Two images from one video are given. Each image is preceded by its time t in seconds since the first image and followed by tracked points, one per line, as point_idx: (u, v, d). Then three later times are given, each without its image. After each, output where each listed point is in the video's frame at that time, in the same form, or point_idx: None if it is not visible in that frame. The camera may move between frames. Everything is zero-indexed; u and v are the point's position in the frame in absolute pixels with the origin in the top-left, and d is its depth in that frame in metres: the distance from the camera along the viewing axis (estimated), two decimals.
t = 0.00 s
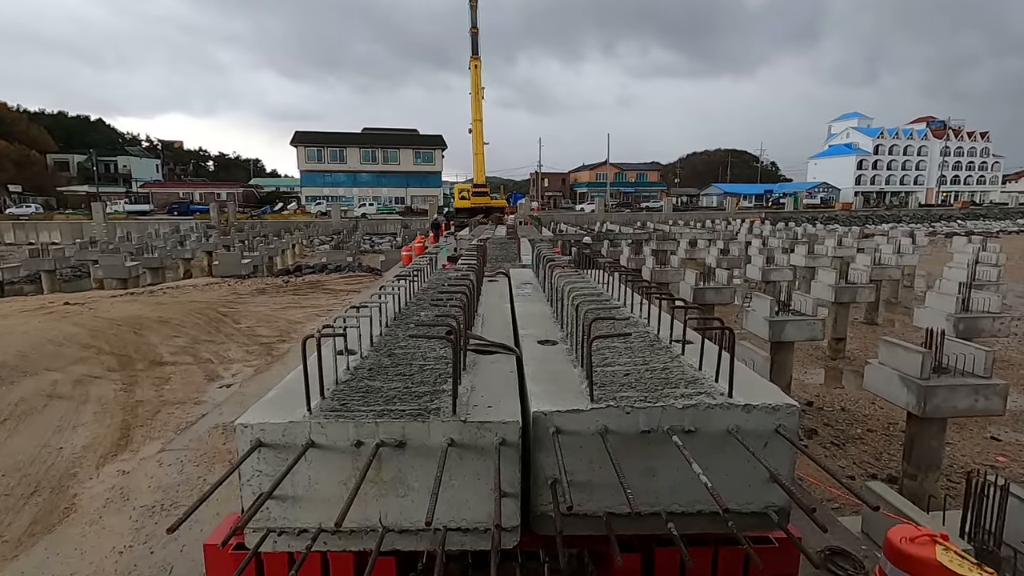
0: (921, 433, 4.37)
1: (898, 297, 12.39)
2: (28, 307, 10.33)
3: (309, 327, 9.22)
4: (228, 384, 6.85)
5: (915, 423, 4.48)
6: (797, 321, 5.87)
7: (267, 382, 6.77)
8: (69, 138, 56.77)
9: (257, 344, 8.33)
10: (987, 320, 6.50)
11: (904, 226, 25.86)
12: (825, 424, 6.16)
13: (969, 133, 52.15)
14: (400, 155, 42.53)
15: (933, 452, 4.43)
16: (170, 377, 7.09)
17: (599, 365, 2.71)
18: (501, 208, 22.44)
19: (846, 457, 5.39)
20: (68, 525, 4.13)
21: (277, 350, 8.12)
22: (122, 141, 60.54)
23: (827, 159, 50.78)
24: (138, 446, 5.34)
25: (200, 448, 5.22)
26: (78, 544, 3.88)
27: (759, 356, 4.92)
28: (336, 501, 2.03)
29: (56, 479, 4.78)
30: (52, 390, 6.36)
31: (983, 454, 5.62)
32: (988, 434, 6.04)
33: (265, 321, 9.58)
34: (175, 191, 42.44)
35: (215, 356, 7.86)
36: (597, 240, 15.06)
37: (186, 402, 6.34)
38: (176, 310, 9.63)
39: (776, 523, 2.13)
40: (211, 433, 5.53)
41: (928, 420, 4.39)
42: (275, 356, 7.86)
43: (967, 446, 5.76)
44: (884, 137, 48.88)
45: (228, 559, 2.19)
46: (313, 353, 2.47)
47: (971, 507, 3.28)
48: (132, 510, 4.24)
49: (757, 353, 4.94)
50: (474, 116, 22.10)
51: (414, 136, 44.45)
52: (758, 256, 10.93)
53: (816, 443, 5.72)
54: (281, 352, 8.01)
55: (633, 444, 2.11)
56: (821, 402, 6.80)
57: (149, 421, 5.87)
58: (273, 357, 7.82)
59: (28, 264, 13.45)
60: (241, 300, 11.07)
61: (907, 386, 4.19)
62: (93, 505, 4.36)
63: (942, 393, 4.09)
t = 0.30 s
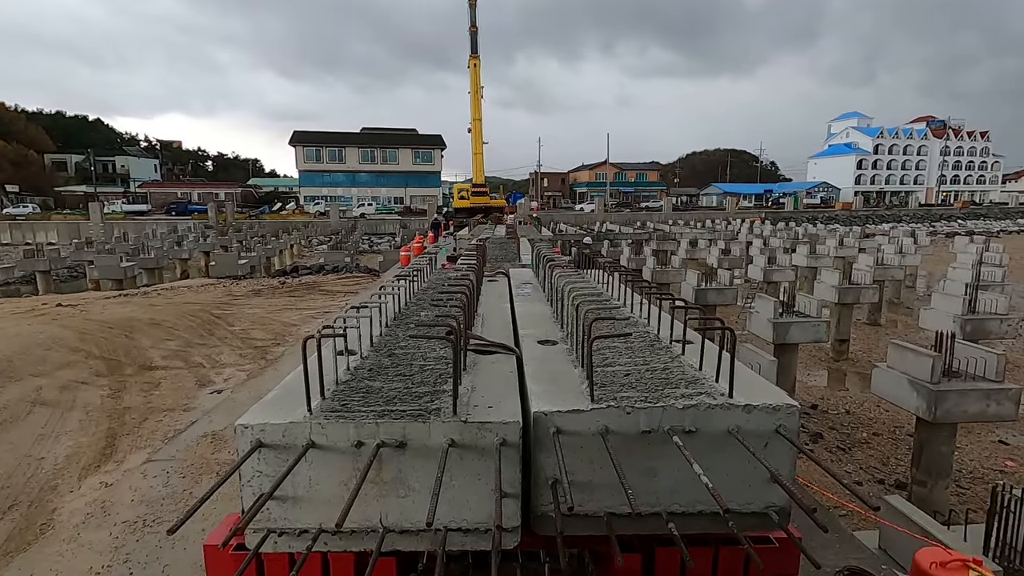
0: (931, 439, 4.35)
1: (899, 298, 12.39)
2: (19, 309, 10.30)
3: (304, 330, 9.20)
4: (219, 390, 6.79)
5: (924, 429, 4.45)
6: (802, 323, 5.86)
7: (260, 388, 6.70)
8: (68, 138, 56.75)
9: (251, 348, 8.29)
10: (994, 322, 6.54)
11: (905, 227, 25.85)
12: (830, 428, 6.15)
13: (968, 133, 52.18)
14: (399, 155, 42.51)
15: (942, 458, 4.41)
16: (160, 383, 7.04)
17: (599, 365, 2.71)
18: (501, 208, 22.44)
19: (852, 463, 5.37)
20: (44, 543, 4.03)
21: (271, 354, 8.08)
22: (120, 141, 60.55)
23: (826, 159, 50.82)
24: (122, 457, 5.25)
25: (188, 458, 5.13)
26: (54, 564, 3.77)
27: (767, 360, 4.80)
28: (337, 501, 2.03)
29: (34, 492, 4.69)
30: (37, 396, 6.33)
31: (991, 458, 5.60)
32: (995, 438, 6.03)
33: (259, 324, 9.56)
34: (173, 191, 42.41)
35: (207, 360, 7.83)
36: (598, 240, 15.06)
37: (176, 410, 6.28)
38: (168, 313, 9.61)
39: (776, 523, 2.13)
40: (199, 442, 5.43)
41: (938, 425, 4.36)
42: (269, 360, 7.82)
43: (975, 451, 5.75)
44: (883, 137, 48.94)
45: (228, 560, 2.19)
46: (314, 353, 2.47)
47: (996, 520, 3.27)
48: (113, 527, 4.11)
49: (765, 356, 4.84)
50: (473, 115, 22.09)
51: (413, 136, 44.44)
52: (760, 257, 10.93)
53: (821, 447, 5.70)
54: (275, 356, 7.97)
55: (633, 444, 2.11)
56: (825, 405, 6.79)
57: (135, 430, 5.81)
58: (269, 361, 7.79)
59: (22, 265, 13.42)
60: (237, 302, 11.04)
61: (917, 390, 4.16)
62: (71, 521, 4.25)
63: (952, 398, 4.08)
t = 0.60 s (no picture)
0: (942, 445, 4.33)
1: (901, 299, 12.40)
2: (11, 310, 10.24)
3: (300, 333, 9.17)
4: (211, 395, 6.70)
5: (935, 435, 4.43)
6: (807, 326, 5.87)
7: (253, 394, 6.62)
8: (66, 138, 56.76)
9: (245, 352, 8.24)
10: (1003, 325, 6.50)
11: (905, 228, 25.85)
12: (836, 432, 6.15)
13: (969, 133, 52.19)
14: (398, 155, 42.50)
15: (954, 465, 4.37)
16: (149, 388, 6.96)
17: (599, 365, 2.72)
18: (501, 208, 22.44)
19: (860, 469, 5.35)
20: (18, 561, 3.85)
21: (265, 357, 8.03)
22: (119, 141, 60.50)
23: (826, 159, 50.84)
24: (107, 467, 5.09)
25: (175, 469, 4.95)
26: None
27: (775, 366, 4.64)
28: (337, 502, 2.03)
29: (13, 506, 4.55)
30: (23, 402, 6.20)
31: (1001, 464, 5.59)
32: (1003, 443, 6.04)
33: (254, 326, 9.52)
34: (172, 191, 42.36)
35: (199, 364, 7.78)
36: (599, 240, 15.04)
37: (165, 416, 6.17)
38: (161, 315, 9.57)
39: (776, 523, 2.14)
40: (187, 451, 5.28)
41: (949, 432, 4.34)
42: (263, 363, 7.77)
43: (985, 457, 5.74)
44: (884, 137, 48.97)
45: (228, 559, 2.19)
46: (313, 354, 2.47)
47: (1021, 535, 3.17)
48: (91, 544, 3.93)
49: (772, 361, 4.68)
50: (473, 115, 22.08)
51: (413, 136, 44.42)
52: (763, 258, 10.93)
53: (828, 452, 5.70)
54: (269, 360, 7.92)
55: (633, 444, 2.11)
56: (830, 408, 6.78)
57: (122, 438, 5.67)
58: (264, 364, 7.74)
59: (17, 265, 13.36)
60: (232, 304, 11.01)
61: (928, 396, 4.16)
62: (48, 538, 4.07)
63: (965, 404, 4.06)
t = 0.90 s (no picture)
0: (954, 452, 4.33)
1: (905, 299, 12.39)
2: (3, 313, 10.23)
3: (295, 337, 9.13)
4: (201, 402, 6.62)
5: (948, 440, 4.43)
6: (812, 328, 5.86)
7: (245, 402, 6.52)
8: (66, 138, 56.88)
9: (238, 356, 8.20)
10: (1011, 326, 6.47)
11: (907, 227, 25.81)
12: (842, 436, 6.13)
13: (970, 133, 52.14)
14: (398, 155, 42.50)
15: (967, 471, 4.37)
16: (138, 395, 6.87)
17: (599, 365, 2.72)
18: (501, 207, 22.44)
19: (869, 475, 5.32)
20: None
21: (259, 362, 7.97)
22: (119, 141, 60.63)
23: (827, 159, 50.85)
24: (90, 479, 4.98)
25: (160, 482, 4.86)
26: None
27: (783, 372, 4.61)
28: (337, 502, 2.03)
29: None
30: (8, 410, 6.16)
31: (1011, 469, 5.58)
32: (1012, 447, 6.03)
33: (248, 329, 9.49)
34: (171, 191, 42.38)
35: (191, 369, 7.72)
36: (601, 240, 15.04)
37: (152, 425, 6.08)
38: (154, 318, 9.54)
39: (776, 524, 2.14)
40: (174, 462, 5.19)
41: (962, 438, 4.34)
42: (256, 368, 7.72)
43: (995, 462, 5.72)
44: (885, 137, 48.97)
45: (228, 560, 2.19)
46: (313, 353, 2.47)
47: None
48: (68, 564, 3.84)
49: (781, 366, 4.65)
50: (473, 114, 22.07)
51: (413, 136, 44.40)
52: (766, 258, 10.92)
53: (835, 457, 5.67)
54: (262, 364, 7.88)
55: (633, 444, 2.11)
56: (836, 411, 6.77)
57: (106, 448, 5.57)
58: (257, 369, 7.69)
59: (14, 266, 13.36)
60: (227, 306, 11.00)
61: (940, 401, 4.14)
62: (24, 556, 3.98)
63: (978, 409, 4.03)
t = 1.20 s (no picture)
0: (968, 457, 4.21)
1: (910, 299, 12.34)
2: None
3: (291, 340, 9.09)
4: (192, 409, 6.54)
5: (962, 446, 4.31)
6: (819, 329, 5.83)
7: (236, 411, 6.44)
8: (66, 138, 56.96)
9: (232, 360, 8.17)
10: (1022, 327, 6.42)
11: (910, 226, 25.78)
12: (849, 440, 6.09)
13: (972, 131, 52.04)
14: (398, 155, 42.51)
15: (982, 477, 4.25)
16: (128, 401, 6.79)
17: (599, 365, 2.72)
18: (502, 207, 22.43)
19: (879, 480, 5.25)
20: None
21: (253, 366, 7.93)
22: (119, 142, 60.73)
23: (828, 158, 50.77)
24: (72, 492, 4.86)
25: (146, 496, 4.76)
26: None
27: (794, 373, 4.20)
28: (336, 502, 2.03)
29: None
30: None
31: None
32: None
33: (243, 333, 9.45)
34: (171, 191, 42.42)
35: (183, 374, 7.66)
36: (602, 240, 15.02)
37: (140, 433, 5.97)
38: (149, 321, 9.50)
39: (776, 523, 2.13)
40: (161, 473, 5.10)
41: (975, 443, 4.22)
42: (249, 373, 7.67)
43: (1009, 465, 5.64)
44: (886, 136, 48.88)
45: (228, 560, 2.19)
46: (313, 354, 2.47)
47: None
48: None
49: (791, 368, 4.26)
50: (473, 113, 22.05)
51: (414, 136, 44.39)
52: (770, 258, 10.88)
53: (843, 462, 5.63)
54: (257, 369, 7.85)
55: (632, 444, 2.11)
56: (843, 414, 6.74)
57: (91, 458, 5.45)
58: (251, 374, 7.63)
59: (11, 266, 13.33)
60: (223, 308, 11.02)
61: (954, 406, 4.07)
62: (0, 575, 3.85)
63: (994, 416, 3.97)
